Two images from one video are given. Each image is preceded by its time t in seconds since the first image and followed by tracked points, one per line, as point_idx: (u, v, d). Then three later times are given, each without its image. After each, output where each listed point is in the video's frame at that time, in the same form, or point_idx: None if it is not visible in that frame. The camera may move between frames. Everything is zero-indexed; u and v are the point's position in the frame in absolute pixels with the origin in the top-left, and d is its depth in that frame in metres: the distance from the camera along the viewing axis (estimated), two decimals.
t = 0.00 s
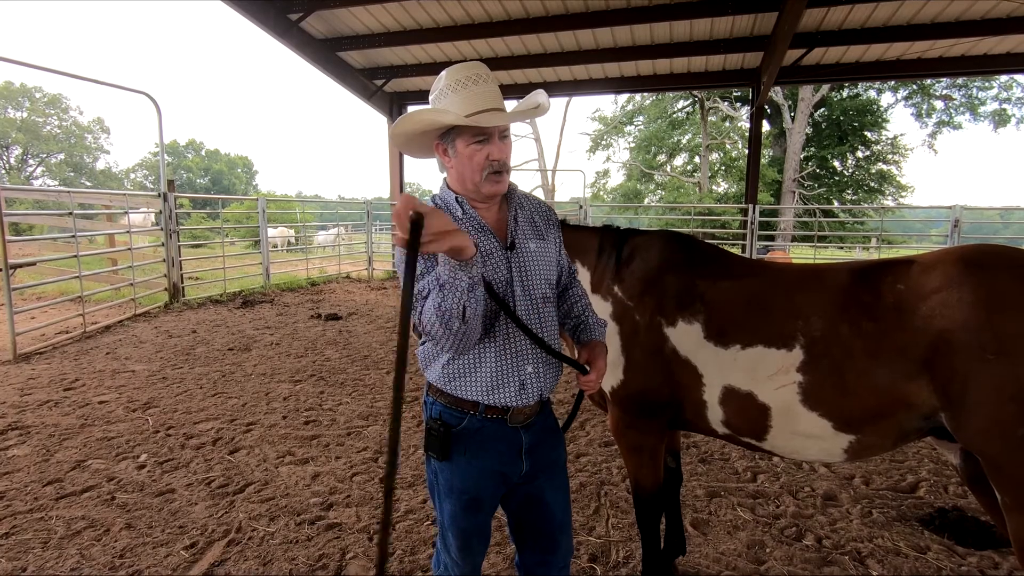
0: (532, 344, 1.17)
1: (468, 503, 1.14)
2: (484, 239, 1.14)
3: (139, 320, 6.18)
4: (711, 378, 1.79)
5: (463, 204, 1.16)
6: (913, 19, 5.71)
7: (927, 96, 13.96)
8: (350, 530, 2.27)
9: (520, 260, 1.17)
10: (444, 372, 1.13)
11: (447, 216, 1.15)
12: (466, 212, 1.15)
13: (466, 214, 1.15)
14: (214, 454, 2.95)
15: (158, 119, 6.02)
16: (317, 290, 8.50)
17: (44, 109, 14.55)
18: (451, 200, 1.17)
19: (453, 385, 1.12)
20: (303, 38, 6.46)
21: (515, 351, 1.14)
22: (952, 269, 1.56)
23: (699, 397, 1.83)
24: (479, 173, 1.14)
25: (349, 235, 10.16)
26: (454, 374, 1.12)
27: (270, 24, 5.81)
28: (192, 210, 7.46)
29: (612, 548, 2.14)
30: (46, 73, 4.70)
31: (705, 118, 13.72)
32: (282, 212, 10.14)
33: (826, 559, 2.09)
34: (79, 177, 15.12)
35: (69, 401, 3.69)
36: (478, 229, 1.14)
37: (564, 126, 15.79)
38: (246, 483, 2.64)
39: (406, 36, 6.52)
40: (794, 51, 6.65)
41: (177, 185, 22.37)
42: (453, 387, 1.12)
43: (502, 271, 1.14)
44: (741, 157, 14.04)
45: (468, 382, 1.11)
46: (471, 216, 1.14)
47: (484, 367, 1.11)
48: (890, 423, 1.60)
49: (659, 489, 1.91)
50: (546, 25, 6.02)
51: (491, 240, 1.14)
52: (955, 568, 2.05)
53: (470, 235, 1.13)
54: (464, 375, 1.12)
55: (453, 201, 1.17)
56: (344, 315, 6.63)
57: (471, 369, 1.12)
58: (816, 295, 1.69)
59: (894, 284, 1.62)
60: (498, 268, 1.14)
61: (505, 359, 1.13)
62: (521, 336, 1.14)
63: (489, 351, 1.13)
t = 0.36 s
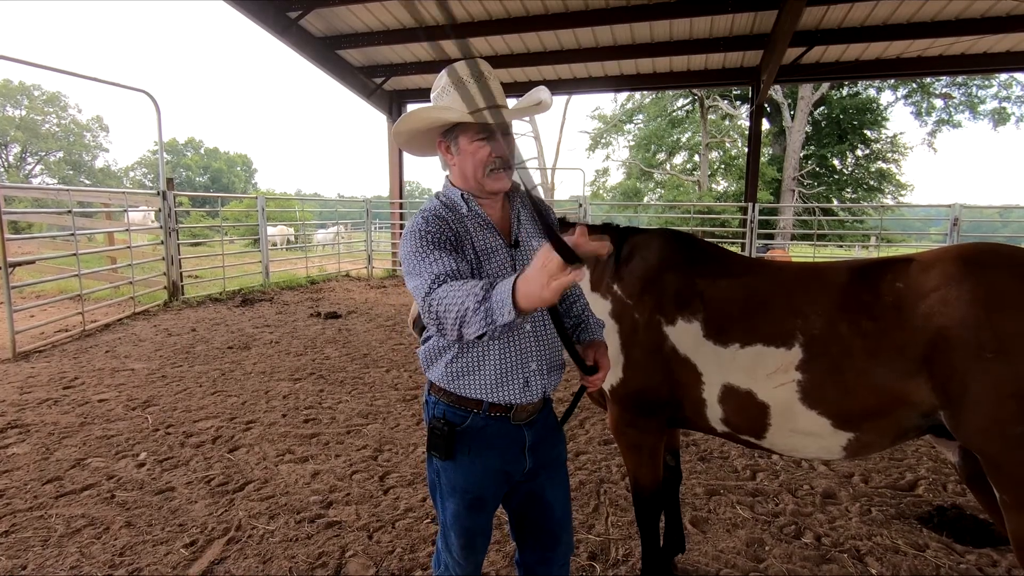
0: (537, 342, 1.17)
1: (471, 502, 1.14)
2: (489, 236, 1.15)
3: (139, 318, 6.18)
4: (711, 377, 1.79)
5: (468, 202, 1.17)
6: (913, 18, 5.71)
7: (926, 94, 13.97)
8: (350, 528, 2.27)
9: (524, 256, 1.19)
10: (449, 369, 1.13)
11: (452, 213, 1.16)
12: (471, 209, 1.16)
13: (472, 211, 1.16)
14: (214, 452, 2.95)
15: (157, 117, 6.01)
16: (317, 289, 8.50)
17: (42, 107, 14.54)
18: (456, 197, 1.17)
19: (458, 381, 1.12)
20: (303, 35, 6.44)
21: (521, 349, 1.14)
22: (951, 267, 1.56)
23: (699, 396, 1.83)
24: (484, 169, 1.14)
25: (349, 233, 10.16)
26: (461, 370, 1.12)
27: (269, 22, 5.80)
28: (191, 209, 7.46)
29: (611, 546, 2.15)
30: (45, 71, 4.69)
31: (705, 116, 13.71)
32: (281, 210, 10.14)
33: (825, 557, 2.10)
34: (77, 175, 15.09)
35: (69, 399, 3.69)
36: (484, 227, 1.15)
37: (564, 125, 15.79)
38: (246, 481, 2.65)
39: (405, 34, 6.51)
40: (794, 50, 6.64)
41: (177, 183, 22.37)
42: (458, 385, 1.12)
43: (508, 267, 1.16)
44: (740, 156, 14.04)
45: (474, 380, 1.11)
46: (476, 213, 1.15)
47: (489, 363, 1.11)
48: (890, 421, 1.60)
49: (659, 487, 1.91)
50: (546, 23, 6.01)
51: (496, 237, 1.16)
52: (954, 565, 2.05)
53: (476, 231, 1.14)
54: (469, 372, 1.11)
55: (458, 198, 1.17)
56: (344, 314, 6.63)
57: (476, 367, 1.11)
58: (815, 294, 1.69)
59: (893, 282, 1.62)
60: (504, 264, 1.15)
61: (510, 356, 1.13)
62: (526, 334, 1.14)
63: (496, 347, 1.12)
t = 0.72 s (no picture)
0: (529, 341, 1.17)
1: (466, 500, 1.14)
2: (483, 235, 1.14)
3: (139, 317, 6.18)
4: (709, 375, 1.79)
5: (463, 201, 1.16)
6: (913, 17, 5.71)
7: (926, 93, 13.97)
8: (350, 527, 2.27)
9: (519, 256, 1.17)
10: (442, 368, 1.14)
11: (447, 212, 1.15)
12: (465, 209, 1.15)
13: (467, 210, 1.15)
14: (214, 451, 2.96)
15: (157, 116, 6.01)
16: (317, 288, 8.49)
17: (41, 106, 14.53)
18: (451, 196, 1.17)
19: (451, 380, 1.13)
20: (302, 34, 6.44)
21: (513, 348, 1.14)
22: (950, 266, 1.56)
23: (697, 394, 1.84)
24: (479, 167, 1.14)
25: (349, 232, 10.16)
26: (452, 370, 1.12)
27: (269, 21, 5.80)
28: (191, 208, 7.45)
29: (610, 545, 2.15)
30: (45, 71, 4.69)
31: (704, 115, 13.71)
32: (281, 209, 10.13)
33: (824, 556, 2.10)
34: (77, 174, 15.09)
35: (69, 398, 3.69)
36: (478, 227, 1.14)
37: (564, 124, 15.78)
38: (246, 480, 2.65)
39: (405, 33, 6.51)
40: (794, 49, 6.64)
41: (177, 182, 22.36)
42: (450, 383, 1.13)
43: (501, 268, 1.15)
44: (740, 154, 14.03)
45: (466, 378, 1.12)
46: (471, 212, 1.15)
47: (480, 362, 1.11)
48: (890, 419, 1.60)
49: (657, 486, 1.91)
50: (546, 21, 6.00)
51: (490, 237, 1.15)
52: (954, 564, 2.06)
53: (469, 232, 1.14)
54: (460, 371, 1.12)
55: (452, 196, 1.17)
56: (344, 313, 6.63)
57: (466, 366, 1.11)
58: (815, 293, 1.69)
59: (891, 280, 1.62)
60: (496, 265, 1.14)
61: (502, 355, 1.13)
62: (519, 334, 1.15)
63: (486, 348, 1.13)
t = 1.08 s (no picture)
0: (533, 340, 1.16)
1: (470, 499, 1.14)
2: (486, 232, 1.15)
3: (139, 317, 6.18)
4: (708, 374, 1.79)
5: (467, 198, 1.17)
6: (912, 16, 5.71)
7: (926, 92, 13.97)
8: (350, 527, 2.28)
9: (522, 255, 1.17)
10: (445, 367, 1.15)
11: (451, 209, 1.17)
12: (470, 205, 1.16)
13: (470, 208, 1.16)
14: (214, 451, 2.96)
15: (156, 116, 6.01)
16: (316, 288, 8.49)
17: (41, 106, 14.53)
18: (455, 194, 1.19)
19: (454, 379, 1.13)
20: (302, 34, 6.44)
21: (516, 345, 1.14)
22: (948, 265, 1.57)
23: (697, 393, 1.84)
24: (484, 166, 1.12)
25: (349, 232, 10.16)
26: (457, 368, 1.13)
27: (268, 21, 5.80)
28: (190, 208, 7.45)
29: (611, 544, 2.16)
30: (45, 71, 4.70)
31: (704, 114, 13.71)
32: (281, 210, 10.13)
33: (824, 555, 2.11)
34: (77, 175, 15.09)
35: (69, 399, 3.69)
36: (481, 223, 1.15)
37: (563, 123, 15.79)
38: (247, 480, 2.65)
39: (404, 33, 6.51)
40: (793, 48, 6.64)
41: (176, 182, 22.36)
42: (454, 381, 1.13)
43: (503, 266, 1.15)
44: (740, 154, 14.03)
45: (470, 376, 1.12)
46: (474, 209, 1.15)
47: (486, 359, 1.12)
48: (887, 418, 1.60)
49: (658, 485, 1.92)
50: (545, 20, 5.99)
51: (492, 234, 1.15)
52: (954, 562, 2.06)
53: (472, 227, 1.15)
54: (466, 368, 1.12)
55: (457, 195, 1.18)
56: (344, 313, 6.64)
57: (473, 365, 1.12)
58: (813, 292, 1.69)
59: (890, 280, 1.62)
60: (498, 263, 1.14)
61: (505, 353, 1.13)
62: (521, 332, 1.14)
63: (491, 345, 1.13)
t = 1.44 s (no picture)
0: (524, 338, 1.19)
1: (461, 493, 1.17)
2: (477, 232, 1.17)
3: (133, 318, 6.16)
4: (697, 369, 1.82)
5: (458, 198, 1.19)
6: (902, 15, 5.76)
7: (918, 90, 14.08)
8: (347, 524, 2.29)
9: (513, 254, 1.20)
10: (437, 363, 1.16)
11: (443, 209, 1.19)
12: (461, 206, 1.18)
13: (462, 208, 1.18)
14: (210, 451, 2.97)
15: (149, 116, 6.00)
16: (311, 288, 8.48)
17: (32, 106, 14.43)
18: (447, 194, 1.20)
19: (445, 376, 1.15)
20: (296, 34, 6.44)
21: (507, 343, 1.16)
22: (930, 260, 1.60)
23: (687, 388, 1.87)
24: (474, 167, 1.16)
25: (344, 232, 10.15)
26: (448, 365, 1.15)
27: (261, 20, 5.79)
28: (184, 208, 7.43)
29: (605, 539, 2.18)
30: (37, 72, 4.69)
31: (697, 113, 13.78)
32: (275, 210, 10.12)
33: (814, 547, 2.14)
34: (69, 175, 15.00)
35: (64, 399, 3.69)
36: (472, 224, 1.18)
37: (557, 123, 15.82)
38: (243, 479, 2.66)
39: (398, 32, 6.52)
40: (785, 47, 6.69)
41: (170, 182, 22.25)
42: (445, 378, 1.15)
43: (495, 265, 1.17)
44: (734, 152, 14.10)
45: (461, 373, 1.14)
46: (466, 210, 1.18)
47: (476, 357, 1.14)
48: (871, 410, 1.63)
49: (650, 479, 1.94)
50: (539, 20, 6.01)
51: (483, 234, 1.18)
52: (941, 554, 2.10)
53: (464, 228, 1.17)
54: (456, 366, 1.14)
55: (449, 194, 1.20)
56: (339, 312, 6.64)
57: (463, 362, 1.14)
58: (800, 288, 1.73)
59: (874, 275, 1.65)
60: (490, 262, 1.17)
61: (495, 352, 1.15)
62: (512, 329, 1.17)
63: (482, 344, 1.15)
